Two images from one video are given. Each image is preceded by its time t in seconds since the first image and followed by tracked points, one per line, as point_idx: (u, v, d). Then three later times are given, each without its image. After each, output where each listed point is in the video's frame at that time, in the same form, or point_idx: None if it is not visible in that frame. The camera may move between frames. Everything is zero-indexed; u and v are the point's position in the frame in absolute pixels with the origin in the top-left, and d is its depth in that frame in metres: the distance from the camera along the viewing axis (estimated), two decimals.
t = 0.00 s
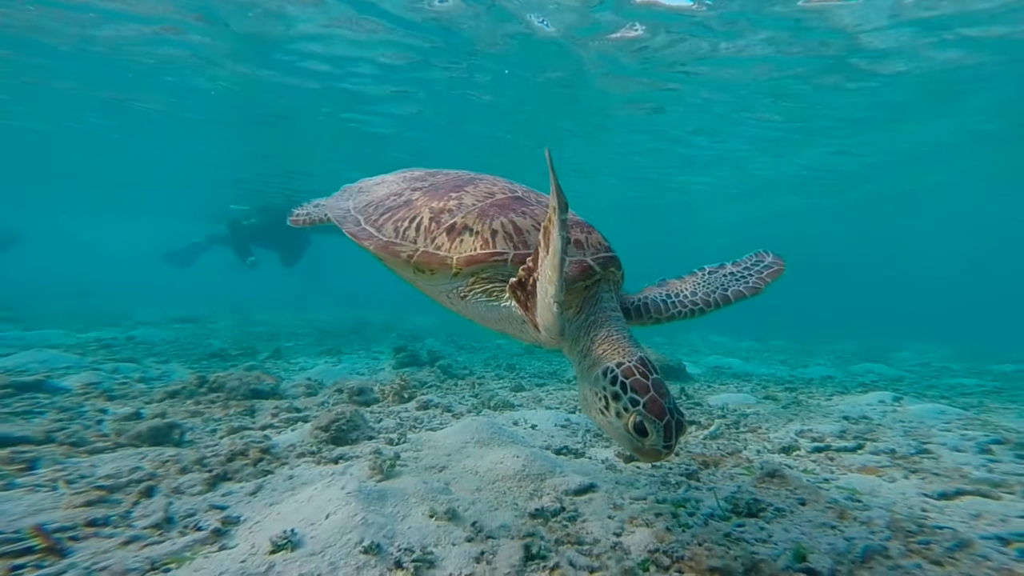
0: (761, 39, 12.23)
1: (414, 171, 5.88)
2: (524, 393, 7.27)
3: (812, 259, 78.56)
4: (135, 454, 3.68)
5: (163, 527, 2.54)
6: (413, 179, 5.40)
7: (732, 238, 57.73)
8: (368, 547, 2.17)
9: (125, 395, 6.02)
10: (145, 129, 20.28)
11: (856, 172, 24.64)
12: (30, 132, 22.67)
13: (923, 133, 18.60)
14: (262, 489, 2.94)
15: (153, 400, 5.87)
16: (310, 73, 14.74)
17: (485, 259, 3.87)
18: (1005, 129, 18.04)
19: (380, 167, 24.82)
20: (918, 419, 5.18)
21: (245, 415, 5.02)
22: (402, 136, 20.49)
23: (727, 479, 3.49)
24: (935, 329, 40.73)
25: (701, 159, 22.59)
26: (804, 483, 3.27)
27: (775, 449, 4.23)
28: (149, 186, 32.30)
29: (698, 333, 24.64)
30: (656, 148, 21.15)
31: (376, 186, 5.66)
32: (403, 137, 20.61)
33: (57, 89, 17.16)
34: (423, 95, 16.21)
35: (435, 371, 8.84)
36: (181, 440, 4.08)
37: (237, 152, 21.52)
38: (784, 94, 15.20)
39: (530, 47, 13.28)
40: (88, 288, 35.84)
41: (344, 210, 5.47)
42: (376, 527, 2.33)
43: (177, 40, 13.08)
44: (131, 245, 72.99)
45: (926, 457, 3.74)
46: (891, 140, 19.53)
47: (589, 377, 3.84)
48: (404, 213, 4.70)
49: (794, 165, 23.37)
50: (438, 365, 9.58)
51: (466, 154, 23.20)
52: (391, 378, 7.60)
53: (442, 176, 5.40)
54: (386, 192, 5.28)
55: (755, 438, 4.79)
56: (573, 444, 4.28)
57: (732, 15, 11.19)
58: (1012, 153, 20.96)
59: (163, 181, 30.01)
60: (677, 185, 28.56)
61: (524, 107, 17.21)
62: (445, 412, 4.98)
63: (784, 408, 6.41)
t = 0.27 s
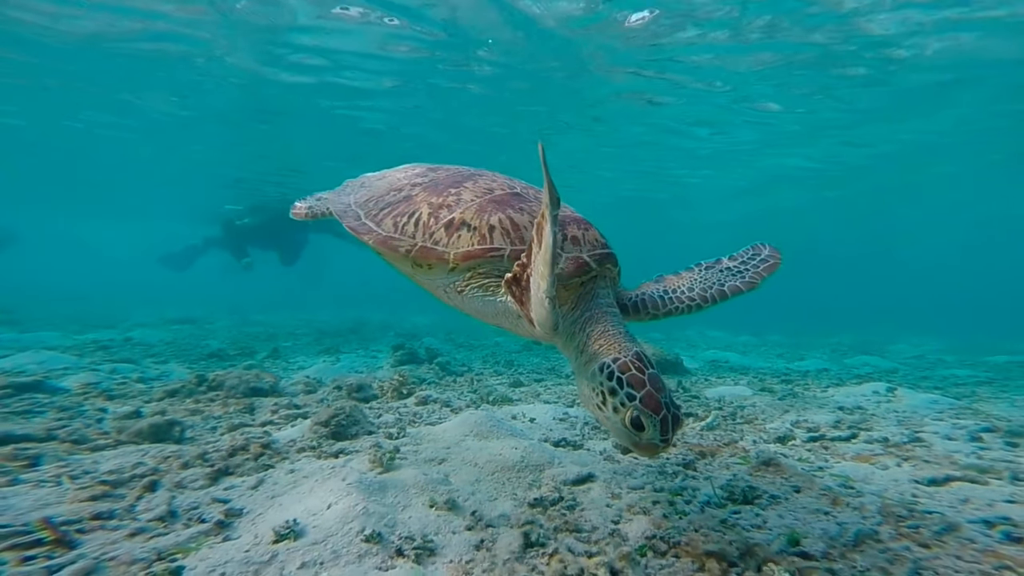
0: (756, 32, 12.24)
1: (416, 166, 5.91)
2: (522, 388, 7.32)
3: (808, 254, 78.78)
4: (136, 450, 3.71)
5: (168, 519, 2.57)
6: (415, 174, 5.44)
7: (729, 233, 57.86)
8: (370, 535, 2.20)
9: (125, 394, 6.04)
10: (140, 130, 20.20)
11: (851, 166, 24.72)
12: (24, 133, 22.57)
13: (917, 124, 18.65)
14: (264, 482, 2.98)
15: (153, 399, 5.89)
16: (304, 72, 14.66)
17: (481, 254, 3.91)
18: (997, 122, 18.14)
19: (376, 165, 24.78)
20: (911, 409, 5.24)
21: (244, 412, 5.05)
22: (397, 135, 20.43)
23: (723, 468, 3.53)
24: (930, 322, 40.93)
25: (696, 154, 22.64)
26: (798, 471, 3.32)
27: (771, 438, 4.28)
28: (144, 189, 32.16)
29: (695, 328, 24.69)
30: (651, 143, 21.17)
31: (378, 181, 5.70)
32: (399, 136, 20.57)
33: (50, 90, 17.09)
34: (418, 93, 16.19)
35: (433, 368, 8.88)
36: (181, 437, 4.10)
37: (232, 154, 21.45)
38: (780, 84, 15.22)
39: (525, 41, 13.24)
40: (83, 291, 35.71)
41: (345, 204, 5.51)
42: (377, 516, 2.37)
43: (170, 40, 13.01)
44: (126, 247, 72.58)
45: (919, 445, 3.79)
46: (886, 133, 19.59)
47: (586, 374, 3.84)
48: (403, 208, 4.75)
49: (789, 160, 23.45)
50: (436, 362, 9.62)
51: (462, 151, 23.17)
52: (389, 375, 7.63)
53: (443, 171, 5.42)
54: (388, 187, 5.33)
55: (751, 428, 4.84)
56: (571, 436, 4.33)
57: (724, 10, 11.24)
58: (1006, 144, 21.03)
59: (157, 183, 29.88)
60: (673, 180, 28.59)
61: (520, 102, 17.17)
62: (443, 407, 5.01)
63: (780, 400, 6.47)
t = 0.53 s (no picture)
0: (756, 27, 12.19)
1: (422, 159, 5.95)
2: (522, 382, 7.37)
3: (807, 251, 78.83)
4: (141, 442, 3.77)
5: (175, 505, 2.63)
6: (420, 168, 5.48)
7: (728, 230, 57.89)
8: (372, 519, 2.25)
9: (127, 389, 6.10)
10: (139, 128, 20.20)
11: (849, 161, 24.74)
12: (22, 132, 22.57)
13: (918, 118, 18.57)
14: (267, 471, 3.03)
15: (155, 393, 5.95)
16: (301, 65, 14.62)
17: (482, 248, 3.95)
18: (995, 118, 18.18)
19: (375, 162, 24.78)
20: (907, 401, 5.29)
21: (246, 405, 5.10)
22: (396, 131, 20.40)
23: (719, 457, 3.58)
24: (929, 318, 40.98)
25: (695, 149, 22.67)
26: (793, 460, 3.36)
27: (767, 429, 4.33)
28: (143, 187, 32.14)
29: (694, 324, 24.74)
30: (650, 139, 21.19)
31: (384, 174, 5.76)
32: (398, 132, 20.56)
33: (48, 86, 17.10)
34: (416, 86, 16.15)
35: (433, 363, 8.94)
36: (185, 429, 4.15)
37: (232, 150, 21.44)
38: (781, 79, 15.12)
39: (523, 35, 13.20)
40: (84, 288, 35.76)
41: (352, 197, 5.58)
42: (378, 501, 2.42)
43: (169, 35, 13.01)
44: (125, 245, 72.54)
45: (913, 435, 3.84)
46: (884, 128, 19.62)
47: (586, 369, 3.85)
48: (407, 201, 4.79)
49: (789, 155, 23.45)
50: (436, 357, 9.68)
51: (461, 148, 23.17)
52: (389, 370, 7.67)
53: (448, 165, 5.46)
54: (393, 180, 5.38)
55: (749, 420, 4.89)
56: (571, 427, 4.38)
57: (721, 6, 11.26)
58: (1005, 140, 21.00)
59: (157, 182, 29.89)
60: (672, 176, 28.60)
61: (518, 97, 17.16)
62: (443, 400, 5.07)
63: (777, 393, 6.52)
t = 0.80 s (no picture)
0: (759, 24, 12.12)
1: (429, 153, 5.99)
2: (522, 375, 7.43)
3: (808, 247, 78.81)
4: (148, 432, 3.82)
5: (183, 493, 2.68)
6: (426, 163, 5.52)
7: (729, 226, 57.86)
8: (375, 505, 2.30)
9: (132, 381, 6.15)
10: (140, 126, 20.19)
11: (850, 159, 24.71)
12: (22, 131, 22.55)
13: (920, 116, 18.49)
14: (272, 459, 3.08)
15: (160, 386, 6.00)
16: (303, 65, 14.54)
17: (484, 242, 3.99)
18: (995, 116, 18.17)
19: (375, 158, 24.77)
20: (903, 394, 5.34)
21: (250, 397, 5.15)
22: (397, 132, 20.39)
23: (716, 448, 3.63)
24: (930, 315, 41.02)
25: (695, 146, 22.67)
26: (788, 450, 3.41)
27: (764, 421, 4.38)
28: (144, 185, 32.13)
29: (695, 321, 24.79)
30: (650, 136, 21.18)
31: (392, 167, 5.81)
32: (398, 132, 20.54)
33: (47, 91, 17.06)
34: (417, 86, 16.07)
35: (434, 357, 9.00)
36: (190, 420, 4.21)
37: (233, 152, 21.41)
38: (783, 77, 15.04)
39: (525, 33, 13.17)
40: (85, 284, 35.84)
41: (359, 189, 5.64)
42: (381, 488, 2.47)
43: (170, 35, 12.97)
44: (126, 241, 72.54)
45: (907, 427, 3.89)
46: (884, 127, 19.59)
47: (589, 363, 3.82)
48: (412, 195, 4.84)
49: (789, 153, 23.43)
50: (437, 351, 9.73)
51: (461, 145, 23.15)
52: (391, 363, 7.73)
53: (454, 159, 5.51)
54: (400, 173, 5.43)
55: (746, 412, 4.94)
56: (570, 419, 4.43)
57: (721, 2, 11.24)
58: (1006, 137, 20.99)
59: (157, 179, 29.88)
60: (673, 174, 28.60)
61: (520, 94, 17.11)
62: (444, 392, 5.12)
63: (775, 386, 6.58)
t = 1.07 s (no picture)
0: (765, 17, 12.11)
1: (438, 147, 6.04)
2: (523, 369, 7.48)
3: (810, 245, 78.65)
4: (155, 420, 3.88)
5: (191, 477, 2.74)
6: (435, 157, 5.56)
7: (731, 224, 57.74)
8: (378, 490, 2.35)
9: (139, 372, 6.22)
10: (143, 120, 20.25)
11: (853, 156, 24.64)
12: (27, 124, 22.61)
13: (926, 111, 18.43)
14: (276, 446, 3.13)
15: (165, 377, 6.07)
16: (307, 58, 14.56)
17: (487, 236, 4.04)
18: (999, 112, 18.12)
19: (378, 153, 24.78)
20: (900, 389, 5.38)
21: (254, 387, 5.22)
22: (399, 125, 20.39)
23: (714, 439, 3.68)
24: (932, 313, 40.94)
25: (698, 143, 22.63)
26: (785, 442, 3.45)
27: (763, 415, 4.42)
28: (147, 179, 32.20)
29: (696, 318, 24.79)
30: (653, 133, 21.16)
31: (400, 160, 5.86)
32: (401, 126, 20.52)
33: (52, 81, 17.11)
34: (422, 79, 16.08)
35: (436, 351, 9.06)
36: (196, 409, 4.27)
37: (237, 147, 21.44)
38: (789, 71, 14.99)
39: (530, 26, 13.19)
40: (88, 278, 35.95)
41: (367, 181, 5.71)
42: (384, 474, 2.52)
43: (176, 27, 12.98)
44: (128, 235, 72.66)
45: (903, 421, 3.93)
46: (888, 124, 19.55)
47: (592, 357, 3.79)
48: (420, 187, 4.89)
49: (792, 149, 23.37)
50: (438, 346, 9.79)
51: (464, 140, 23.15)
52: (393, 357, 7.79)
53: (461, 154, 5.55)
54: (408, 167, 5.48)
55: (745, 407, 4.98)
56: (570, 411, 4.48)
57: None
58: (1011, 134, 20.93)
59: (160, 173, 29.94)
60: (675, 170, 28.56)
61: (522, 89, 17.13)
62: (445, 384, 5.18)
63: (774, 381, 6.62)
